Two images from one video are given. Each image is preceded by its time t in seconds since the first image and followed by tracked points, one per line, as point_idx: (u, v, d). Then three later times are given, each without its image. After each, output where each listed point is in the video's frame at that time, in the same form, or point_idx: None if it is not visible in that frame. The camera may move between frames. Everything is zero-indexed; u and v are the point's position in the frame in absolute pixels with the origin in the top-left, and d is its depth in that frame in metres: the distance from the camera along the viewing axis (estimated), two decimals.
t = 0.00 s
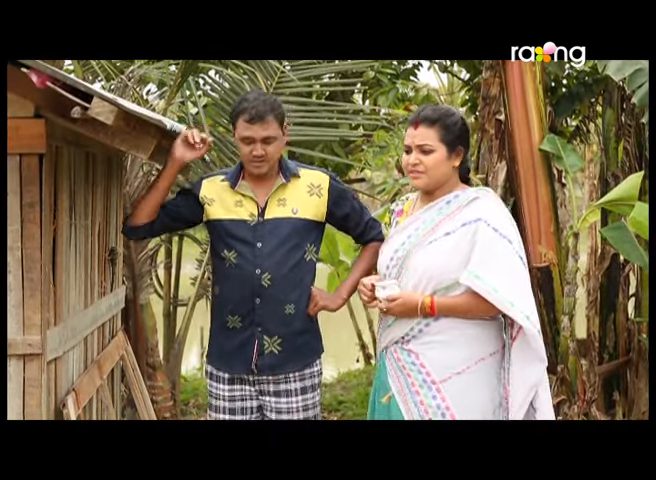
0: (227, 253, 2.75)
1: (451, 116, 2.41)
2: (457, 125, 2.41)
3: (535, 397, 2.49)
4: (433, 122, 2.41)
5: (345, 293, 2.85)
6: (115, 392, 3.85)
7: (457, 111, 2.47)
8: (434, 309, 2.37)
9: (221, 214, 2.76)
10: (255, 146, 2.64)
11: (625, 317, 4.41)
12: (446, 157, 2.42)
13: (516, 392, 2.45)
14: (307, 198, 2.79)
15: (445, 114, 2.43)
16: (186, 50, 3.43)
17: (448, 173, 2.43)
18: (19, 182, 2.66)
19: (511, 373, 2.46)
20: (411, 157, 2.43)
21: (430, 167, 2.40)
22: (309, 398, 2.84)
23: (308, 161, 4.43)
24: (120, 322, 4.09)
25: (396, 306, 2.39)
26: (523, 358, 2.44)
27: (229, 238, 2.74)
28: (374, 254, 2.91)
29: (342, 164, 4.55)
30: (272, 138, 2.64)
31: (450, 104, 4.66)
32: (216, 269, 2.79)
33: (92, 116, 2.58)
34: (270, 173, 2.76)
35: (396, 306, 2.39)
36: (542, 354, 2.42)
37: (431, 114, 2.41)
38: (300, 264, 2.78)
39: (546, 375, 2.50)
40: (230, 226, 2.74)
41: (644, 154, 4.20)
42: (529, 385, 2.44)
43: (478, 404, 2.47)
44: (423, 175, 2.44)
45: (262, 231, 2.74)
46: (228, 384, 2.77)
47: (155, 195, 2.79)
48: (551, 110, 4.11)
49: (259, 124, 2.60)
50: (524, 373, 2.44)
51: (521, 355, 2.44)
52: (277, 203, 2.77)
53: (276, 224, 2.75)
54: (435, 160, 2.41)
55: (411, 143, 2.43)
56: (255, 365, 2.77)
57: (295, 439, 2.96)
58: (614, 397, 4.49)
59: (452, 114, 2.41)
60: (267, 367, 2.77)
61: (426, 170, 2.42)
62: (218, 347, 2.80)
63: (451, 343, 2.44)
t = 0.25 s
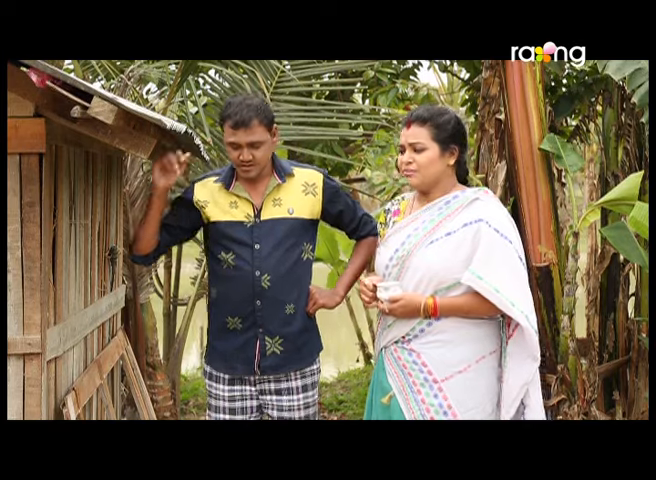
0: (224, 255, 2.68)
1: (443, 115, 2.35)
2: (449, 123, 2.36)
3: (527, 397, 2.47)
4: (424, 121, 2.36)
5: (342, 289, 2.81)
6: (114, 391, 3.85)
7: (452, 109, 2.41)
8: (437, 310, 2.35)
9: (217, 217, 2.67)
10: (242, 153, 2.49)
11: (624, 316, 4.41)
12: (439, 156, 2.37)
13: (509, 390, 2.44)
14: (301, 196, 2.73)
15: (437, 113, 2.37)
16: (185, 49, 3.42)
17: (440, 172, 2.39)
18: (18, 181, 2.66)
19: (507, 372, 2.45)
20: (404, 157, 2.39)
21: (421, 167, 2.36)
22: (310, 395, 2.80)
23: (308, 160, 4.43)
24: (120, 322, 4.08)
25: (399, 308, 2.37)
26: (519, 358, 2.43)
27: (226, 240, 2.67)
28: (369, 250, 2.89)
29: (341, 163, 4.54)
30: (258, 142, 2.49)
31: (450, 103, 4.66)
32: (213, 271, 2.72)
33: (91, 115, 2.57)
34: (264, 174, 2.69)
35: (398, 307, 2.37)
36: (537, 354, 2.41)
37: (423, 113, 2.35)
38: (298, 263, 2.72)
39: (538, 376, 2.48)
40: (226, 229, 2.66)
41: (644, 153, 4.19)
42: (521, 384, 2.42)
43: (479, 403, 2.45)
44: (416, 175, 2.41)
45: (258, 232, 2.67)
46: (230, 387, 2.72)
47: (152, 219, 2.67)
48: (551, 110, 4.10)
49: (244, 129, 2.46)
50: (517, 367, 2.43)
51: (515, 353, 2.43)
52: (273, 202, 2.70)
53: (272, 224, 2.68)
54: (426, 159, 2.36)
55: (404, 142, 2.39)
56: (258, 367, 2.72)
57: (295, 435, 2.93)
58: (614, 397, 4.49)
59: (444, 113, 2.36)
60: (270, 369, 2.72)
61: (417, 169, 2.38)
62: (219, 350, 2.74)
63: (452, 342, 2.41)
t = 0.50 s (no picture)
0: (221, 256, 2.68)
1: (435, 112, 2.35)
2: (442, 120, 2.35)
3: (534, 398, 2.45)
4: (417, 118, 2.36)
5: (339, 288, 2.81)
6: (114, 391, 3.85)
7: (451, 110, 2.40)
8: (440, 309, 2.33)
9: (213, 218, 2.67)
10: (235, 157, 2.49)
11: (624, 316, 4.40)
12: (430, 152, 2.35)
13: (514, 391, 2.42)
14: (297, 196, 2.73)
15: (431, 111, 2.37)
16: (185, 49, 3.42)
17: (433, 169, 2.37)
18: (18, 180, 2.66)
19: (512, 372, 2.42)
20: (399, 154, 2.40)
21: (411, 162, 2.35)
22: (309, 394, 2.78)
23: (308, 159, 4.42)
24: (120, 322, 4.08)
25: (402, 308, 2.35)
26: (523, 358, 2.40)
27: (222, 241, 2.67)
28: (364, 248, 2.89)
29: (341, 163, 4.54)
30: (251, 146, 2.50)
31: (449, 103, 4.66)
32: (211, 272, 2.72)
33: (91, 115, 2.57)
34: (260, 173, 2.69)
35: (401, 307, 2.35)
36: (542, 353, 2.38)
37: (416, 111, 2.37)
38: (294, 262, 2.71)
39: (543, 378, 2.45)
40: (223, 231, 2.66)
41: (644, 153, 4.19)
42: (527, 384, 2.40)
43: (482, 403, 2.42)
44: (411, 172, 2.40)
45: (255, 232, 2.66)
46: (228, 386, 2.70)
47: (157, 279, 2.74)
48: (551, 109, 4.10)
49: (235, 134, 2.46)
50: (523, 368, 2.40)
51: (520, 353, 2.40)
52: (268, 203, 2.69)
53: (269, 224, 2.68)
54: (417, 155, 2.35)
55: (400, 140, 2.40)
56: (257, 367, 2.69)
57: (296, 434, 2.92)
58: (614, 397, 4.49)
59: (437, 111, 2.35)
60: (269, 369, 2.70)
61: (409, 165, 2.38)
62: (217, 350, 2.72)
63: (455, 341, 2.39)
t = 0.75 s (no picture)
0: (218, 257, 2.68)
1: (432, 111, 2.35)
2: (437, 119, 2.35)
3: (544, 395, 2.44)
4: (413, 117, 2.36)
5: (336, 288, 2.82)
6: (114, 390, 3.85)
7: (450, 111, 2.39)
8: (444, 308, 2.32)
9: (210, 219, 2.67)
10: (229, 160, 2.50)
11: (623, 316, 4.40)
12: (424, 150, 2.35)
13: (522, 388, 2.41)
14: (293, 196, 2.72)
15: (427, 111, 2.37)
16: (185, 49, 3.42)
17: (426, 167, 2.36)
18: (18, 180, 2.66)
19: (520, 369, 2.41)
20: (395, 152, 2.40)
21: (404, 159, 2.35)
22: (307, 394, 2.78)
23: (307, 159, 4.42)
24: (119, 321, 4.08)
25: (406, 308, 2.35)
26: (531, 355, 2.40)
27: (219, 241, 2.67)
28: (362, 246, 2.89)
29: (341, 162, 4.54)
30: (244, 149, 2.50)
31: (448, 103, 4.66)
32: (208, 273, 2.72)
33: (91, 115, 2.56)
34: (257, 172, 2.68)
35: (405, 307, 2.35)
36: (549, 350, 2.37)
37: (413, 110, 2.37)
38: (292, 263, 2.70)
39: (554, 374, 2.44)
40: (219, 231, 2.66)
41: (643, 153, 4.20)
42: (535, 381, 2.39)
43: (488, 401, 2.42)
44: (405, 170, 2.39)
45: (252, 233, 2.66)
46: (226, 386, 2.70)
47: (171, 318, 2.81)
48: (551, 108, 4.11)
49: (228, 137, 2.47)
50: (530, 366, 2.40)
51: (527, 351, 2.40)
52: (265, 203, 2.69)
53: (266, 224, 2.67)
54: (410, 152, 2.35)
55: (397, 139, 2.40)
56: (254, 367, 2.70)
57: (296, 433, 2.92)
58: (613, 396, 4.49)
59: (433, 110, 2.35)
60: (266, 369, 2.70)
61: (403, 163, 2.38)
62: (213, 349, 2.72)
63: (459, 340, 2.39)
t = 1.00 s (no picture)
0: (218, 256, 2.68)
1: (428, 118, 2.33)
2: (433, 126, 2.33)
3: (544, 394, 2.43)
4: (410, 121, 2.35)
5: (337, 289, 2.79)
6: (112, 390, 3.85)
7: (448, 115, 2.36)
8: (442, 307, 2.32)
9: (210, 219, 2.68)
10: (226, 159, 2.51)
11: (622, 315, 4.40)
12: (420, 157, 2.35)
13: (523, 387, 2.41)
14: (294, 196, 2.71)
15: (425, 115, 2.34)
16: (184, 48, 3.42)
17: (422, 174, 2.37)
18: (16, 180, 2.66)
19: (520, 368, 2.42)
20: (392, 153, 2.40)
21: (400, 165, 2.36)
22: (309, 396, 2.76)
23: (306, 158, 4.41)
24: (118, 321, 4.08)
25: (404, 307, 2.35)
26: (533, 355, 2.39)
27: (219, 240, 2.67)
28: (364, 247, 2.87)
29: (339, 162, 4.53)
30: (240, 147, 2.51)
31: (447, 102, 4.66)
32: (209, 272, 2.72)
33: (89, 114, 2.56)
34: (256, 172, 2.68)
35: (404, 306, 2.35)
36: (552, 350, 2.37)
37: (410, 114, 2.35)
38: (292, 262, 2.69)
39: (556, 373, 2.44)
40: (219, 230, 2.67)
41: (642, 152, 4.19)
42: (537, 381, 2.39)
43: (487, 399, 2.43)
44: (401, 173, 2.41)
45: (251, 232, 2.66)
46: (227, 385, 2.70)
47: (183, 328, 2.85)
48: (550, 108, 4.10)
49: (224, 136, 2.47)
50: (532, 366, 2.40)
51: (529, 350, 2.39)
52: (265, 202, 2.68)
53: (265, 224, 2.67)
54: (406, 159, 2.35)
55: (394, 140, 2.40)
56: (253, 367, 2.69)
57: (296, 432, 2.92)
58: (611, 395, 4.49)
59: (430, 117, 2.33)
60: (266, 368, 2.69)
61: (399, 166, 2.39)
62: (213, 348, 2.72)
63: (458, 339, 2.39)
